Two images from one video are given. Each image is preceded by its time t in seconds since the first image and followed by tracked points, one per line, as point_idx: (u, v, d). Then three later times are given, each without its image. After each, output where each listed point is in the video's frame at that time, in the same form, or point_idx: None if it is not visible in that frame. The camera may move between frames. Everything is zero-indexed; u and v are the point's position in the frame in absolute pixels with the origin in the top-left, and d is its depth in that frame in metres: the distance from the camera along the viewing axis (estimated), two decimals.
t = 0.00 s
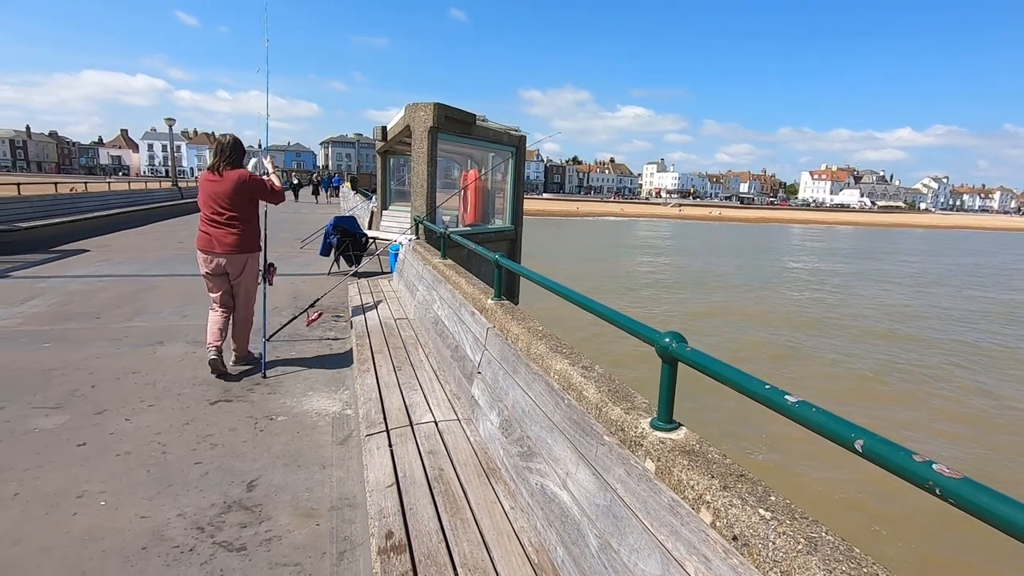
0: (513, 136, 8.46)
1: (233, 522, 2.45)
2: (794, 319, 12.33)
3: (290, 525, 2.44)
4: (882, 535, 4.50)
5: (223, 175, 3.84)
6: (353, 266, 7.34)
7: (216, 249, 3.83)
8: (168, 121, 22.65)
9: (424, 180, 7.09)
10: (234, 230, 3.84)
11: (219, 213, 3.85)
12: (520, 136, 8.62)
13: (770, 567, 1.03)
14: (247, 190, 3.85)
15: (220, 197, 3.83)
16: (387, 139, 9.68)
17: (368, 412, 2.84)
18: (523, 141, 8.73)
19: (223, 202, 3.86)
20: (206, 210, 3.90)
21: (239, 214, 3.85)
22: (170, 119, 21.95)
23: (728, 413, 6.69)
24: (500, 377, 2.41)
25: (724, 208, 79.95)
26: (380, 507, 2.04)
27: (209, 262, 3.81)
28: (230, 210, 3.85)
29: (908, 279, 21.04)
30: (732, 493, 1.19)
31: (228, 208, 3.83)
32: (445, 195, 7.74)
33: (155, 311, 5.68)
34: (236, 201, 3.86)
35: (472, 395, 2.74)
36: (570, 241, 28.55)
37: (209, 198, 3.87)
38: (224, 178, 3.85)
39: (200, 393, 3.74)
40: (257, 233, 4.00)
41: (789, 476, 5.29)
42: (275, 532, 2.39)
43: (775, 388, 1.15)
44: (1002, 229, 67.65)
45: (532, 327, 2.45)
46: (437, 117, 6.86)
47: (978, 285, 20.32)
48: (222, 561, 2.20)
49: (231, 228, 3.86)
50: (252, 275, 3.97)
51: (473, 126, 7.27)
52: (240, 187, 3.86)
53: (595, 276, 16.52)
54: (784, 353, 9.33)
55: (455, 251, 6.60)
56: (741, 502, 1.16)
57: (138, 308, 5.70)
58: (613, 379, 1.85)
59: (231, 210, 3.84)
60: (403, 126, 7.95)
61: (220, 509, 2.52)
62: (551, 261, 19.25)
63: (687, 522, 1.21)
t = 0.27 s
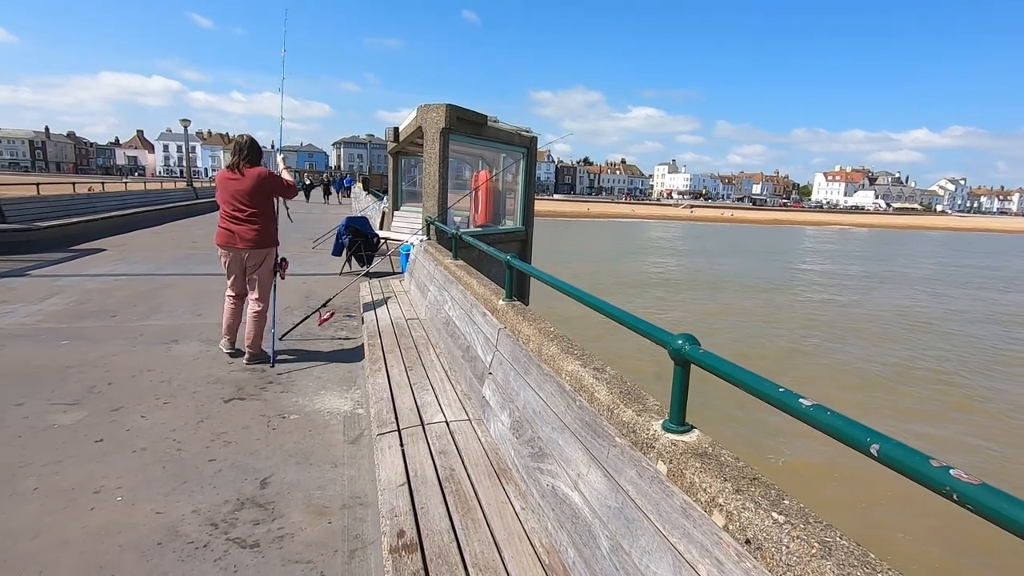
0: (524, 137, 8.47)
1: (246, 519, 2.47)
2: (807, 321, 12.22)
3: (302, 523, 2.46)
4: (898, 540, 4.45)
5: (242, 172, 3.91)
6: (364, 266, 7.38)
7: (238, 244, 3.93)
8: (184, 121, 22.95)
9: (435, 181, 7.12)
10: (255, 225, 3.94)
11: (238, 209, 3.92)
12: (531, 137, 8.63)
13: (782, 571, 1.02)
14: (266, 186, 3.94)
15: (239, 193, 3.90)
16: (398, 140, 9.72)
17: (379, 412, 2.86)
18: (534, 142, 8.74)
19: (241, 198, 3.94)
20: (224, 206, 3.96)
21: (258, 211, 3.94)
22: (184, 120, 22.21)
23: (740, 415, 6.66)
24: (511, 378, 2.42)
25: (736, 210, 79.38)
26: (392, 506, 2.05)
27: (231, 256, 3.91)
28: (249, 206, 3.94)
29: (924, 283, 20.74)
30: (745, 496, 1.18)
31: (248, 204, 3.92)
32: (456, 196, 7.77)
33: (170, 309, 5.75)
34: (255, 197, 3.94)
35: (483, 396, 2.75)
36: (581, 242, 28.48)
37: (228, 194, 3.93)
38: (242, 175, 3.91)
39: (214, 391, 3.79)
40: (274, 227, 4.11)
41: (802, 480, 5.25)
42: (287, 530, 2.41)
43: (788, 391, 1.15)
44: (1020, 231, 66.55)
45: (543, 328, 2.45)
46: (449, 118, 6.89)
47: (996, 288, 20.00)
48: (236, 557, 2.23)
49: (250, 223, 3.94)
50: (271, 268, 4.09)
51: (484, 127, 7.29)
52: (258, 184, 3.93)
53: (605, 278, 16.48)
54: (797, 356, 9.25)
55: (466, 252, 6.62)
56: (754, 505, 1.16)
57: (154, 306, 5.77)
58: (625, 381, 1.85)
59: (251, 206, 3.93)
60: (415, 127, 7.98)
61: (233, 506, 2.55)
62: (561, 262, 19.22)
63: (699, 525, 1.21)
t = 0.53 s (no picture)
0: (535, 138, 8.47)
1: (259, 516, 2.50)
2: (820, 324, 12.09)
3: (314, 522, 2.48)
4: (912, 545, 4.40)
5: (247, 176, 3.95)
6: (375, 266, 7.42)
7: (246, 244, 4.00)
8: (199, 123, 23.26)
9: (446, 182, 7.14)
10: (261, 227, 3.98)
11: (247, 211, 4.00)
12: (542, 139, 8.63)
13: None
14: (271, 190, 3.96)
15: (245, 197, 3.96)
16: (410, 141, 9.76)
17: (390, 412, 2.88)
18: (545, 143, 8.73)
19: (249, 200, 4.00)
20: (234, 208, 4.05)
21: (263, 213, 3.98)
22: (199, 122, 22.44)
23: (753, 419, 6.61)
24: (522, 379, 2.42)
25: (747, 211, 78.77)
26: (403, 505, 2.06)
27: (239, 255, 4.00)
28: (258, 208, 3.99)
29: (940, 285, 20.44)
30: (758, 500, 1.18)
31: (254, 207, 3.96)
32: (467, 196, 7.78)
33: (184, 308, 5.82)
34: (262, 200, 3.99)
35: (493, 396, 2.76)
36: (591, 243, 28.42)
37: (238, 196, 4.01)
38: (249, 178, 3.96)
39: (227, 389, 3.83)
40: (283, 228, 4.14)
41: (817, 485, 5.20)
42: (299, 528, 2.43)
43: (803, 394, 1.14)
44: None
45: (554, 330, 2.45)
46: (460, 119, 6.90)
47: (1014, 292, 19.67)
48: (248, 555, 2.25)
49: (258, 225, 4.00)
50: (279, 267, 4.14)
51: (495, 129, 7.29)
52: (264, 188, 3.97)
53: (615, 279, 16.43)
54: (809, 359, 9.16)
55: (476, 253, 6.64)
56: (767, 509, 1.15)
57: (168, 306, 5.85)
58: (636, 383, 1.84)
59: (257, 209, 3.98)
60: (426, 128, 8.01)
61: (246, 504, 2.58)
62: (571, 263, 19.18)
63: (711, 528, 1.21)
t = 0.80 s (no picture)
0: (545, 139, 8.47)
1: (270, 515, 2.51)
2: (833, 326, 11.97)
3: (324, 521, 2.49)
4: (933, 554, 4.31)
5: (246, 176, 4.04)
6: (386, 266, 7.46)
7: (248, 241, 4.08)
8: (212, 124, 23.49)
9: (456, 183, 7.16)
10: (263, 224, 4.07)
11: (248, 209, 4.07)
12: (552, 140, 8.62)
13: None
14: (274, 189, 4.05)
15: (245, 195, 4.05)
16: (420, 142, 9.80)
17: (401, 412, 2.89)
18: (556, 144, 8.73)
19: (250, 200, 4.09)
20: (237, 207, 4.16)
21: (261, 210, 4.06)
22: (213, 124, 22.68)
23: (766, 422, 6.56)
24: (532, 380, 2.42)
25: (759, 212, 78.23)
26: (413, 505, 2.07)
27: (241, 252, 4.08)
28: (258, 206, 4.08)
29: (956, 288, 20.14)
30: (771, 503, 1.17)
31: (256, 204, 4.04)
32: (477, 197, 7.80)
33: (197, 308, 5.88)
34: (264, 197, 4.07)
35: (503, 397, 2.76)
36: (601, 244, 28.37)
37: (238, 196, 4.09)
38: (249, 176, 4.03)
39: (239, 388, 3.86)
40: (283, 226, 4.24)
41: (832, 491, 5.13)
42: (310, 527, 2.45)
43: (816, 397, 1.13)
44: None
45: (564, 331, 2.45)
46: (470, 120, 6.92)
47: None
48: (260, 553, 2.27)
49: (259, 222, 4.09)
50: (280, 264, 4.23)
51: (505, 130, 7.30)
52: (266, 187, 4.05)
53: (625, 280, 16.38)
54: (823, 362, 9.05)
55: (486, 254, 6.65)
56: (781, 513, 1.15)
57: (182, 305, 5.91)
58: (646, 385, 1.84)
59: (256, 207, 4.05)
60: (437, 129, 8.03)
61: (258, 502, 2.60)
62: (581, 264, 19.15)
63: (723, 531, 1.20)
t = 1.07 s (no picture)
0: (554, 140, 8.46)
1: (280, 513, 2.53)
2: (844, 328, 11.86)
3: (333, 519, 2.51)
4: (950, 561, 4.22)
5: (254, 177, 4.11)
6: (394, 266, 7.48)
7: (254, 239, 4.13)
8: (223, 125, 23.69)
9: (465, 183, 7.16)
10: (271, 222, 4.11)
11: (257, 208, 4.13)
12: (560, 140, 8.61)
13: None
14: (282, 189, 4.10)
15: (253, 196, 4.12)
16: (429, 143, 9.82)
17: (410, 411, 2.90)
18: (564, 145, 8.71)
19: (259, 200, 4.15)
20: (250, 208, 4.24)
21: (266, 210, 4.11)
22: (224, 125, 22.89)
23: (776, 424, 6.51)
24: (541, 381, 2.41)
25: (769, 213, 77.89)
26: (422, 504, 2.08)
27: (249, 251, 4.11)
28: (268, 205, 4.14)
29: (971, 290, 19.86)
30: (782, 506, 1.16)
31: (264, 203, 4.09)
32: (485, 198, 7.80)
33: (208, 307, 5.92)
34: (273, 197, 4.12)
35: (512, 398, 2.76)
36: (610, 245, 28.30)
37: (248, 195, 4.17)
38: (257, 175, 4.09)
39: (249, 387, 3.89)
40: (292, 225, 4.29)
41: (842, 492, 5.10)
42: (319, 525, 2.46)
43: (829, 399, 1.13)
44: None
45: (573, 332, 2.44)
46: (479, 121, 6.92)
47: None
48: (270, 551, 2.28)
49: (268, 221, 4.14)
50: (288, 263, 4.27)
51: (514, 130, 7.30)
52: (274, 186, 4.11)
53: (634, 281, 16.34)
54: (833, 364, 8.97)
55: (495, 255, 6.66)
56: (791, 515, 1.14)
57: (193, 305, 5.96)
58: (656, 386, 1.83)
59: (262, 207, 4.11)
60: (446, 130, 8.04)
61: (268, 501, 2.61)
62: (590, 265, 19.12)
63: (734, 533, 1.19)
